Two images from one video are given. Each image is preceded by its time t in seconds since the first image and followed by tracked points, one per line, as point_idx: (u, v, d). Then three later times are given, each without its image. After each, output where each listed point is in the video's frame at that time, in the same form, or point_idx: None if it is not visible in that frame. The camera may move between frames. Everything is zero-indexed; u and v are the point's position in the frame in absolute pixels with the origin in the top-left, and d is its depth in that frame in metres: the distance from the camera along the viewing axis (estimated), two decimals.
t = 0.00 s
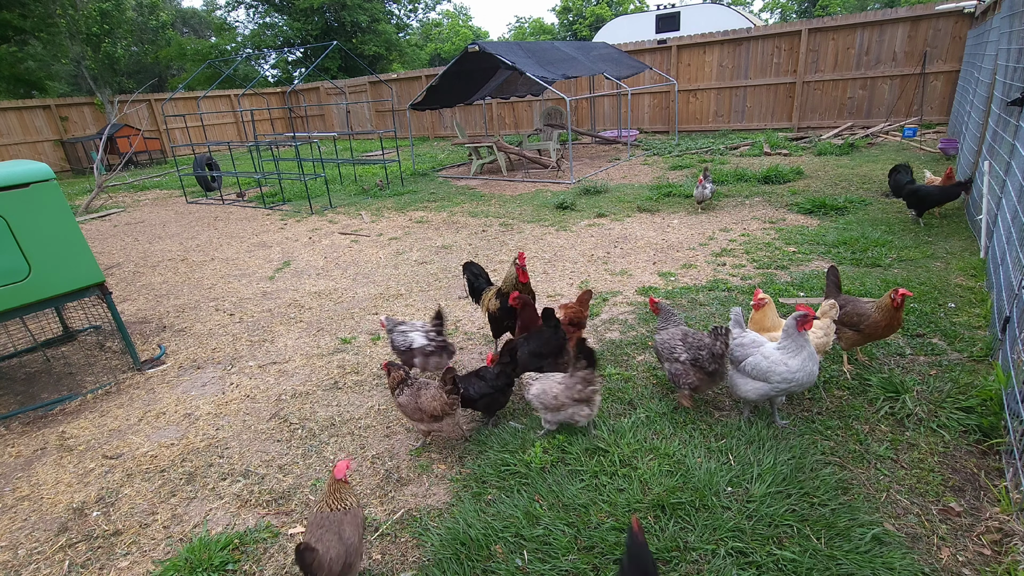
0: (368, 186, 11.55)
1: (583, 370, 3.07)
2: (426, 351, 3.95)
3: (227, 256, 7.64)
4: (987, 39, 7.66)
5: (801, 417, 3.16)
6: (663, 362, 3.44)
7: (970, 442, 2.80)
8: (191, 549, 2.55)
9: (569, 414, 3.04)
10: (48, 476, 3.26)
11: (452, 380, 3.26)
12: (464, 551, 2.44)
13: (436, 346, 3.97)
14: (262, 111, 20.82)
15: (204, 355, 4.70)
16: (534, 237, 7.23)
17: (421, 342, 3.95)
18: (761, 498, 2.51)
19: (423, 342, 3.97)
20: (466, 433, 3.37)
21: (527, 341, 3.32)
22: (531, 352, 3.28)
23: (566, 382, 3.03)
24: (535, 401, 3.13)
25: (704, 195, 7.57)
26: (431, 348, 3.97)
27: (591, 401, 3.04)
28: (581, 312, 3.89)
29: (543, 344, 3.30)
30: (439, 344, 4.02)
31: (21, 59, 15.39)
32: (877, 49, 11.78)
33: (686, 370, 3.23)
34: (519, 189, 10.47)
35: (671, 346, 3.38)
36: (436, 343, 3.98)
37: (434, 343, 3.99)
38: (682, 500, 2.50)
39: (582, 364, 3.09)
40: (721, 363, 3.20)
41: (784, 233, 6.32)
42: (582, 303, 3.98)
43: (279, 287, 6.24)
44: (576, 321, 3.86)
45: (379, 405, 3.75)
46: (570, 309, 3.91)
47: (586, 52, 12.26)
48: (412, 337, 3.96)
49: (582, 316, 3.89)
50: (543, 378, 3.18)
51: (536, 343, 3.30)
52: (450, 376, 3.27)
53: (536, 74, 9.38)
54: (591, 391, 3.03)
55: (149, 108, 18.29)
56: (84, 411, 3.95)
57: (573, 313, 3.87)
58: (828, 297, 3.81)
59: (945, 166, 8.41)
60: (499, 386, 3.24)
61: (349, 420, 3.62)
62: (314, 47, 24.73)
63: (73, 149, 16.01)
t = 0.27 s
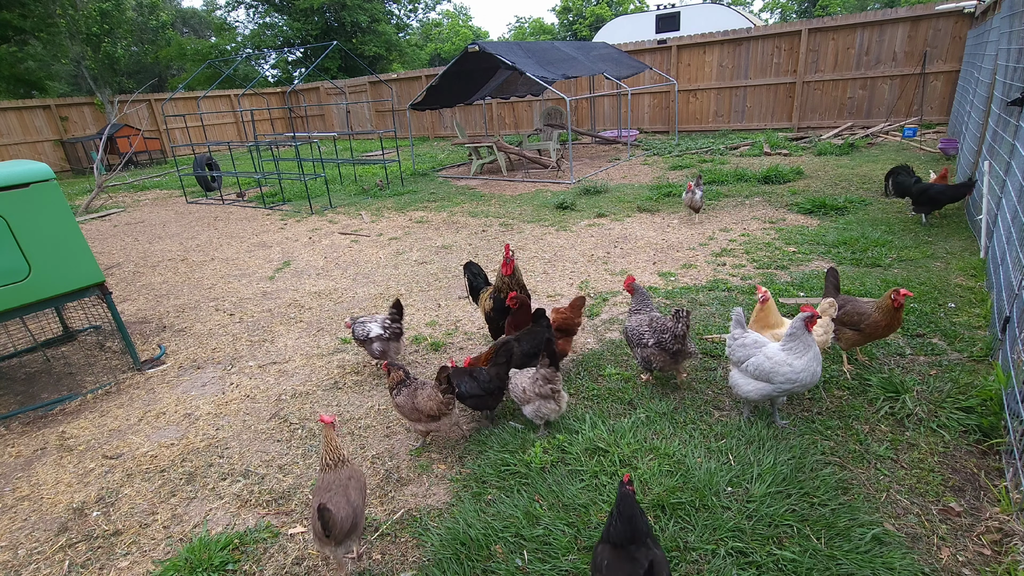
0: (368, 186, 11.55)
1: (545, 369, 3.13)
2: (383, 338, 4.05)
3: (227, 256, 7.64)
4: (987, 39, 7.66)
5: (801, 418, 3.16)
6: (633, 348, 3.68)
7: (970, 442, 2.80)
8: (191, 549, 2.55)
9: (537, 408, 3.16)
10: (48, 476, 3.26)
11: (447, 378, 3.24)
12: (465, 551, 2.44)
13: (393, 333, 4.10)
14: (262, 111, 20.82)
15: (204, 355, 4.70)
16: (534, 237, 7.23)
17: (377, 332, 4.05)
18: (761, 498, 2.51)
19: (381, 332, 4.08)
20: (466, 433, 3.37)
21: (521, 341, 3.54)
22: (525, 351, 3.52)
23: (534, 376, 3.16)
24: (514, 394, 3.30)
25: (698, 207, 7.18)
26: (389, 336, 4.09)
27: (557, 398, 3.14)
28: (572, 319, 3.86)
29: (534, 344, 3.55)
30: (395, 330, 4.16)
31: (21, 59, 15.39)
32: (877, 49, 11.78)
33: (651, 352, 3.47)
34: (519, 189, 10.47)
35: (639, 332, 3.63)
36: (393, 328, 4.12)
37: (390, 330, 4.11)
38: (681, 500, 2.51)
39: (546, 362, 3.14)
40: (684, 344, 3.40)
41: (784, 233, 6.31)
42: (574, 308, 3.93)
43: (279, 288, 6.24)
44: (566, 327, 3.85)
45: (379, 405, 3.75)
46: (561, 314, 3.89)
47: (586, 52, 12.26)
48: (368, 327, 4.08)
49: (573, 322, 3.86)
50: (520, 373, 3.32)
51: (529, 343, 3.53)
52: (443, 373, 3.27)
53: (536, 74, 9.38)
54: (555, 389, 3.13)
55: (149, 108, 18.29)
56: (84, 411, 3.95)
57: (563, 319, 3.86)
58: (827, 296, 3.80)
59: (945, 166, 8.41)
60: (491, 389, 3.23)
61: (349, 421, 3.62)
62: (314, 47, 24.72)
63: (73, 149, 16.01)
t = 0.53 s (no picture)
0: (368, 186, 11.55)
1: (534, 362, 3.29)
2: (356, 332, 4.15)
3: (227, 256, 7.64)
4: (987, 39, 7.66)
5: (801, 418, 3.16)
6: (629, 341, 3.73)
7: (971, 442, 2.80)
8: (191, 549, 2.55)
9: (523, 399, 3.30)
10: (48, 476, 3.26)
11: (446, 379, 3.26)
12: (465, 551, 2.44)
13: (363, 326, 4.16)
14: (262, 111, 20.82)
15: (204, 355, 4.70)
16: (534, 237, 7.23)
17: (349, 327, 4.14)
18: (761, 498, 2.51)
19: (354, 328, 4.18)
20: (466, 433, 3.37)
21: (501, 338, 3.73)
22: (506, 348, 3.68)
23: (522, 369, 3.29)
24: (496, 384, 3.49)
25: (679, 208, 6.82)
26: (359, 329, 4.15)
27: (546, 388, 3.32)
28: (563, 319, 3.85)
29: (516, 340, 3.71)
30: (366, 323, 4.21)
31: (21, 59, 15.39)
32: (877, 49, 11.78)
33: (648, 343, 3.54)
34: (519, 189, 10.46)
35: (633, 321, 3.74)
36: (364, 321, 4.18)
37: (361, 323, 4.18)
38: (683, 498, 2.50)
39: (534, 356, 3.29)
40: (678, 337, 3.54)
41: (784, 233, 6.32)
42: (566, 309, 3.89)
43: (279, 288, 6.24)
44: (557, 327, 3.82)
45: (379, 405, 3.75)
46: (552, 315, 3.87)
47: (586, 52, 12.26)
48: (341, 323, 4.19)
49: (564, 322, 3.84)
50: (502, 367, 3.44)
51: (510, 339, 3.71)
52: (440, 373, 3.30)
53: (536, 74, 9.38)
54: (544, 381, 3.29)
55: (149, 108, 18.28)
56: (84, 411, 3.95)
57: (554, 319, 3.84)
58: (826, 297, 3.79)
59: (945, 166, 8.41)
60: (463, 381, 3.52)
61: (349, 421, 3.62)
62: (314, 47, 24.72)
63: (73, 149, 16.00)
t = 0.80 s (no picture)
0: (368, 186, 11.55)
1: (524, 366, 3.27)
2: (341, 330, 4.32)
3: (227, 256, 7.64)
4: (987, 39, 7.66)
5: (801, 417, 3.16)
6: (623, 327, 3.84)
7: (971, 442, 2.80)
8: (191, 549, 2.55)
9: (513, 399, 3.33)
10: (48, 476, 3.26)
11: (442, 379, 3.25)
12: (465, 551, 2.44)
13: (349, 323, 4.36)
14: (262, 111, 20.83)
15: (204, 355, 4.70)
16: (534, 237, 7.23)
17: (334, 327, 4.30)
18: (761, 498, 2.51)
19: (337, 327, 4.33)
20: (466, 433, 3.38)
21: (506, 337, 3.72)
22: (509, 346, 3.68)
23: (512, 371, 3.29)
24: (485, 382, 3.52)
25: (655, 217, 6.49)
26: (345, 326, 4.35)
27: (532, 391, 3.33)
28: (559, 318, 3.86)
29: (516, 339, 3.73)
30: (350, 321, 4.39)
31: (21, 60, 15.40)
32: (877, 49, 11.78)
33: (642, 331, 3.64)
34: (519, 189, 10.46)
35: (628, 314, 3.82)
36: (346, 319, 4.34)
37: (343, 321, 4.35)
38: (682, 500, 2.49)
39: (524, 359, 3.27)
40: (671, 327, 3.65)
41: (784, 233, 6.32)
42: (563, 308, 3.88)
43: (279, 288, 6.24)
44: (553, 327, 3.84)
45: (380, 405, 3.75)
46: (547, 315, 3.87)
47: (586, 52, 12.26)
48: (325, 324, 4.31)
49: (561, 322, 3.86)
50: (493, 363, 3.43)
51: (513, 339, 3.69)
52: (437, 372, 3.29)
53: (536, 74, 9.38)
54: (531, 385, 3.31)
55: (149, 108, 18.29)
56: (84, 411, 3.95)
57: (550, 318, 3.86)
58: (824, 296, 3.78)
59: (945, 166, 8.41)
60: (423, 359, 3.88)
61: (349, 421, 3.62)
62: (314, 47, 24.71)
63: (73, 149, 16.00)
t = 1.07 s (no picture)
0: (368, 186, 11.55)
1: (523, 369, 3.29)
2: (332, 327, 4.35)
3: (227, 256, 7.64)
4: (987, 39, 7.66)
5: (801, 417, 3.16)
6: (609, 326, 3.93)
7: (970, 442, 2.80)
8: (191, 549, 2.55)
9: (512, 400, 3.34)
10: (48, 476, 3.26)
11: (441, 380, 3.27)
12: (464, 551, 2.44)
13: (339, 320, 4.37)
14: (262, 111, 20.83)
15: (204, 355, 4.70)
16: (534, 237, 7.23)
17: (325, 324, 4.34)
18: (761, 498, 2.51)
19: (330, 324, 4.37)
20: (466, 433, 3.37)
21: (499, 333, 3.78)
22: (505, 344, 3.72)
23: (511, 372, 3.29)
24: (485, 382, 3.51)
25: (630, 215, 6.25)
26: (337, 323, 4.37)
27: (532, 392, 3.33)
28: (558, 320, 3.85)
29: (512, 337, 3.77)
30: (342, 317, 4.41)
31: (21, 60, 15.40)
32: (877, 49, 11.78)
33: (630, 332, 3.74)
34: (519, 189, 10.47)
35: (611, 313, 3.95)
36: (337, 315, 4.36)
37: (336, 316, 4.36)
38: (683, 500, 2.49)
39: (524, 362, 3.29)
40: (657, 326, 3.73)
41: (784, 233, 6.32)
42: (562, 310, 3.87)
43: (279, 288, 6.24)
44: (552, 329, 3.81)
45: (379, 405, 3.76)
46: (547, 316, 3.87)
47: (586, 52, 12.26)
48: (316, 322, 4.37)
49: (560, 324, 3.84)
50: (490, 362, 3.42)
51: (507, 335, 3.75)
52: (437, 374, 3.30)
53: (536, 74, 9.38)
54: (531, 387, 3.32)
55: (149, 108, 18.29)
56: (84, 411, 3.95)
57: (549, 319, 3.84)
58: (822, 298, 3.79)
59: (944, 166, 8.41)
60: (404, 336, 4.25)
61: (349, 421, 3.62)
62: (314, 47, 24.70)
63: (73, 149, 16.01)
